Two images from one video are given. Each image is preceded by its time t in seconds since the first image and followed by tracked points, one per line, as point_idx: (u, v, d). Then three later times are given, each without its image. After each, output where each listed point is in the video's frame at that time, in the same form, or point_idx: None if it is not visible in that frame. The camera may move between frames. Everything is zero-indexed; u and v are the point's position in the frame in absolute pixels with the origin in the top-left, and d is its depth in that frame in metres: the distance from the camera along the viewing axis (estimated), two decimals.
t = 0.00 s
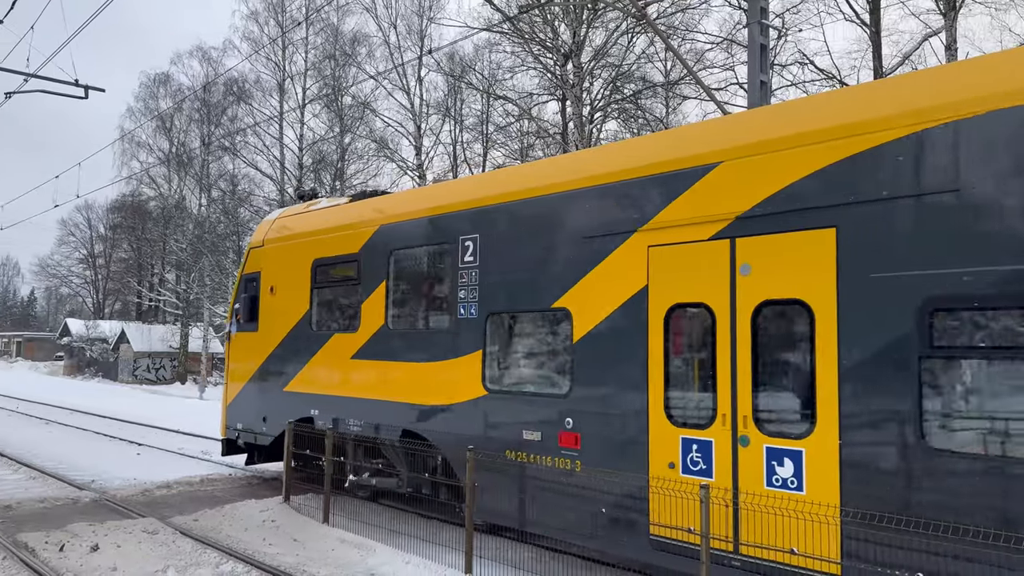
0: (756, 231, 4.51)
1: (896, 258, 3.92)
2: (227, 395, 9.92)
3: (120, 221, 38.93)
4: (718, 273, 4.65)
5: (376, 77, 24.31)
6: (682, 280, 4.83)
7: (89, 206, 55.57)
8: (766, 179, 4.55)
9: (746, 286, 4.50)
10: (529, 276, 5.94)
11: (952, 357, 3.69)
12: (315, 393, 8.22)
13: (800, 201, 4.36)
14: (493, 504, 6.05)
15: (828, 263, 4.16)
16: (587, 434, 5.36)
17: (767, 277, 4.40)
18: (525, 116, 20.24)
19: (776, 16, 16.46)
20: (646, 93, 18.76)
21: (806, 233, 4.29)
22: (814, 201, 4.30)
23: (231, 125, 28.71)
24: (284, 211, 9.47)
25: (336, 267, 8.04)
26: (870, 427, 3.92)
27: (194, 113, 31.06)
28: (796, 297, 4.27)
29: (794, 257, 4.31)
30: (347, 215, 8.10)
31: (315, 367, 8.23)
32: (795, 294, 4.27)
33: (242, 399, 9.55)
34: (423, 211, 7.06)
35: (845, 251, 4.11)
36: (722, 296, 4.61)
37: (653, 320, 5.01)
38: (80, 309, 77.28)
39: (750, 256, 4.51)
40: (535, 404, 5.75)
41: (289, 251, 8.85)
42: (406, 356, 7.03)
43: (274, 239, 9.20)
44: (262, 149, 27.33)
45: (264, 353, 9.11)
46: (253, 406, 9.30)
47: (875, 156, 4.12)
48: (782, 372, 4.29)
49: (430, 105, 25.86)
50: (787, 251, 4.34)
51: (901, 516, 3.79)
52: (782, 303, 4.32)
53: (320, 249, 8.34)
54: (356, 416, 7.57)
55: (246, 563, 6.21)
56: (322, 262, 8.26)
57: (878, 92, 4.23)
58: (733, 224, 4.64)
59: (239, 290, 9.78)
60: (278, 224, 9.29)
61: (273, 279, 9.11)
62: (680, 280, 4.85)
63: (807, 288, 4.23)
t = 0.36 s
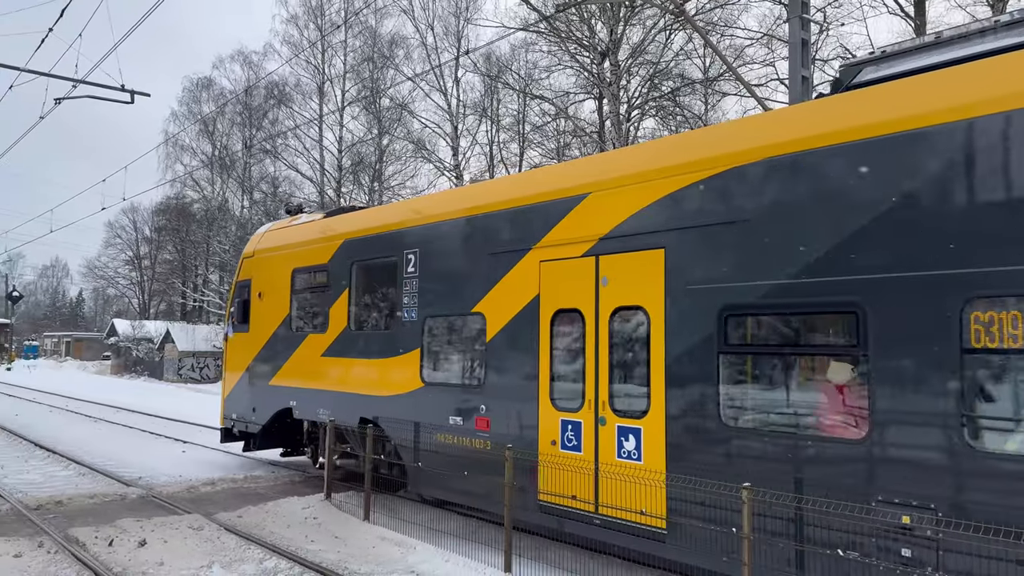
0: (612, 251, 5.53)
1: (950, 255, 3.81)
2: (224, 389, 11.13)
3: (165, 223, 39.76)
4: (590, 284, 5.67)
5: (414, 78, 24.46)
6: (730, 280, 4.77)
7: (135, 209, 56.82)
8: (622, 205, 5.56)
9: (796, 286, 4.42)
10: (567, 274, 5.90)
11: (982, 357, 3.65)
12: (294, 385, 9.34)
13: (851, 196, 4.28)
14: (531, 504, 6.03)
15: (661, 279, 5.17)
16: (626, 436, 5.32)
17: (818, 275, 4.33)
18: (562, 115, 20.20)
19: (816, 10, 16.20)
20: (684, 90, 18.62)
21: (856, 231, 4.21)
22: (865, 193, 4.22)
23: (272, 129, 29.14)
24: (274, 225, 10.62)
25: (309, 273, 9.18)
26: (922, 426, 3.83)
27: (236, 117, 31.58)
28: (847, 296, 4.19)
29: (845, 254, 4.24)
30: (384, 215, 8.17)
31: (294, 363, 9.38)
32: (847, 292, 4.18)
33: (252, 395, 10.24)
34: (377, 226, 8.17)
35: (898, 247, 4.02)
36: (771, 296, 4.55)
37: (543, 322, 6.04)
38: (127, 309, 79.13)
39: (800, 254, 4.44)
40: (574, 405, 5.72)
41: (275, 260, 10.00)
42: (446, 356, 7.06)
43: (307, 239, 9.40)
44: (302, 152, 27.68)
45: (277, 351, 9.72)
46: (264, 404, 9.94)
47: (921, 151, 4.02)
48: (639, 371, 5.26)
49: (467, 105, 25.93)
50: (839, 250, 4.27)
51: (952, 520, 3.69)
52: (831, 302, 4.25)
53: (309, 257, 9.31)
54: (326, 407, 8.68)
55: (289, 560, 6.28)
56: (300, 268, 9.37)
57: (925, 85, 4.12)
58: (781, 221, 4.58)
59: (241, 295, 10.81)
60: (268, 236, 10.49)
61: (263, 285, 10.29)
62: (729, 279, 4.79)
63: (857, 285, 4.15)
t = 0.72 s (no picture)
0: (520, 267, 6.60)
1: (992, 249, 3.71)
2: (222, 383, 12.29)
3: (201, 224, 40.35)
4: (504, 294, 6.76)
5: (444, 78, 24.54)
6: (767, 277, 4.70)
7: (171, 211, 57.70)
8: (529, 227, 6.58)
9: (834, 284, 4.34)
10: (600, 272, 5.86)
11: None
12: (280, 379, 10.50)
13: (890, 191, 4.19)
14: (565, 504, 6.00)
15: (554, 291, 6.23)
16: (661, 436, 5.27)
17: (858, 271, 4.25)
18: (593, 113, 20.13)
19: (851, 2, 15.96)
20: (716, 86, 18.45)
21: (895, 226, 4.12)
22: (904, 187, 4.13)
23: (305, 130, 29.42)
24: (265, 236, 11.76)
25: (292, 280, 10.31)
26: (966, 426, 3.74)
27: (269, 119, 31.91)
28: (887, 292, 4.11)
29: (884, 251, 4.15)
30: (415, 215, 8.20)
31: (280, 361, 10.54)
32: (887, 289, 4.10)
33: (277, 390, 10.53)
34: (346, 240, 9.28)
35: (940, 244, 3.93)
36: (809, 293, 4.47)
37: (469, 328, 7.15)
38: (164, 309, 80.52)
39: (837, 250, 4.36)
40: (608, 404, 5.68)
41: (265, 268, 11.14)
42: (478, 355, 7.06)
43: (339, 238, 9.47)
44: (335, 152, 27.91)
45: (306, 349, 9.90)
46: (294, 401, 10.16)
47: (963, 144, 3.92)
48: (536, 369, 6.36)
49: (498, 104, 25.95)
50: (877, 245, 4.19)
51: (996, 522, 3.60)
52: (868, 300, 4.18)
53: (299, 263, 10.28)
54: (304, 398, 9.88)
55: (325, 556, 6.33)
56: (286, 276, 10.50)
57: (965, 78, 4.03)
58: (819, 217, 4.50)
59: (258, 295, 11.32)
60: (260, 246, 11.62)
61: (255, 291, 11.44)
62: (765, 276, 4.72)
63: (898, 282, 4.06)
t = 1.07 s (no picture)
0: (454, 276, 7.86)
1: None
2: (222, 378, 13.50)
3: (231, 224, 40.78)
4: (442, 299, 8.02)
5: (471, 76, 24.56)
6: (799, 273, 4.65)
7: (203, 211, 58.42)
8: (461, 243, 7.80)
9: (865, 280, 4.29)
10: (628, 268, 5.84)
11: None
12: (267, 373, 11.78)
13: (924, 184, 4.13)
14: (593, 501, 5.99)
15: (475, 296, 7.49)
16: (690, 434, 5.24)
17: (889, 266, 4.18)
18: (620, 109, 20.03)
19: None
20: (745, 80, 18.30)
21: (929, 220, 4.06)
22: (939, 180, 4.07)
23: (333, 130, 29.63)
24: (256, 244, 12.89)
25: (277, 284, 11.54)
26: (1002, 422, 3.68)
27: (298, 119, 32.18)
28: (920, 288, 4.04)
29: (918, 244, 4.09)
30: (442, 213, 8.24)
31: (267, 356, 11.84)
32: (920, 284, 4.03)
33: (267, 383, 11.76)
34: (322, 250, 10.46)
35: (974, 240, 3.87)
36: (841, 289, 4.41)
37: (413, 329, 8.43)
38: (196, 307, 81.61)
39: (869, 244, 4.30)
40: (636, 401, 5.66)
41: (255, 272, 12.30)
42: (506, 352, 7.07)
43: (366, 236, 9.51)
44: (363, 152, 28.07)
45: (334, 345, 10.01)
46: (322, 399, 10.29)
47: (999, 135, 3.85)
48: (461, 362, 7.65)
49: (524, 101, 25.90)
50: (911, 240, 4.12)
51: None
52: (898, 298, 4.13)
53: (283, 269, 11.46)
54: (286, 389, 11.13)
55: (355, 552, 6.38)
56: (272, 281, 11.72)
57: (995, 70, 3.97)
58: (851, 212, 4.44)
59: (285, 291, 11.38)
60: (251, 253, 12.81)
61: (248, 295, 12.61)
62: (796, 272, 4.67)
63: (932, 277, 3.99)
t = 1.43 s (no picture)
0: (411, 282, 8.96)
1: None
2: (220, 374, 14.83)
3: (254, 222, 41.15)
4: (395, 301, 9.26)
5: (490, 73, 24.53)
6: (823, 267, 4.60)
7: (226, 210, 58.95)
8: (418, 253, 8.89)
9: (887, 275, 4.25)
10: (649, 264, 5.82)
11: None
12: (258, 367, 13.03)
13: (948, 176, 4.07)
14: (614, 498, 5.98)
15: (419, 299, 8.75)
16: (712, 431, 5.23)
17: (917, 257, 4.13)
18: (640, 104, 19.94)
19: None
20: (767, 74, 18.14)
21: (954, 213, 4.00)
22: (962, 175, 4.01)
23: (354, 128, 29.77)
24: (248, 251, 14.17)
25: (265, 288, 12.83)
26: None
27: (319, 118, 32.35)
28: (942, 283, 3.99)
29: (940, 240, 4.03)
30: (459, 211, 8.27)
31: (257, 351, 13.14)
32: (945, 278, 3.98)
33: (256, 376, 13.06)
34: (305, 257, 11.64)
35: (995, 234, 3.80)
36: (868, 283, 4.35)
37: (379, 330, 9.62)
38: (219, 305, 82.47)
39: (891, 240, 4.26)
40: (658, 397, 5.64)
41: (249, 277, 13.54)
42: (526, 349, 7.07)
43: (386, 233, 9.58)
44: (384, 150, 28.20)
45: (357, 342, 10.05)
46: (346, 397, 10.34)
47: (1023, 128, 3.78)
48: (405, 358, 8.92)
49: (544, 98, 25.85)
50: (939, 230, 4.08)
51: None
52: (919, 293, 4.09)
53: (270, 273, 12.74)
54: (274, 381, 12.32)
55: (378, 547, 6.43)
56: (261, 284, 13.02)
57: (1014, 61, 3.92)
58: (874, 206, 4.39)
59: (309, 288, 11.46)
60: (245, 259, 14.11)
61: (242, 297, 13.92)
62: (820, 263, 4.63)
63: (956, 269, 3.95)
